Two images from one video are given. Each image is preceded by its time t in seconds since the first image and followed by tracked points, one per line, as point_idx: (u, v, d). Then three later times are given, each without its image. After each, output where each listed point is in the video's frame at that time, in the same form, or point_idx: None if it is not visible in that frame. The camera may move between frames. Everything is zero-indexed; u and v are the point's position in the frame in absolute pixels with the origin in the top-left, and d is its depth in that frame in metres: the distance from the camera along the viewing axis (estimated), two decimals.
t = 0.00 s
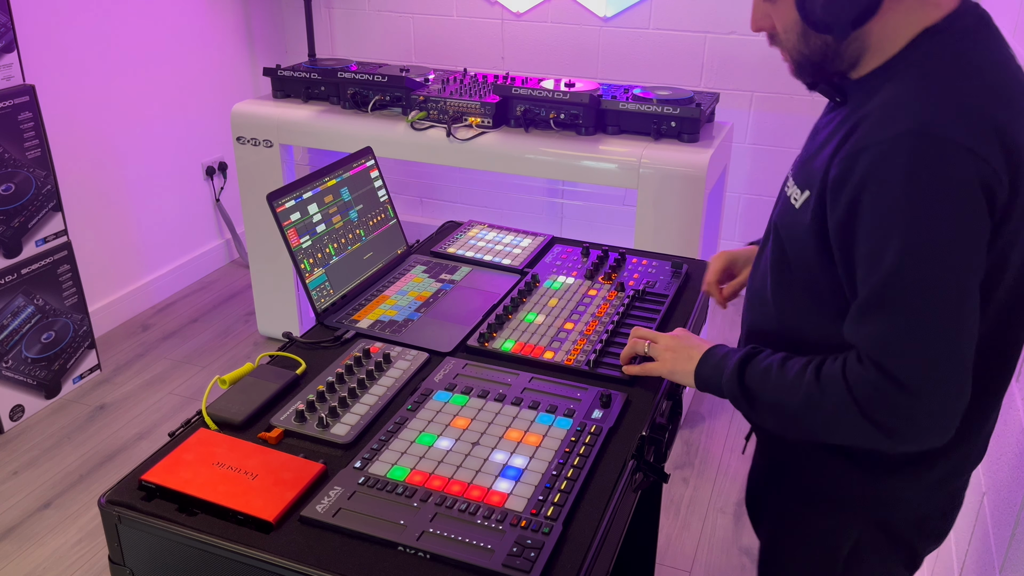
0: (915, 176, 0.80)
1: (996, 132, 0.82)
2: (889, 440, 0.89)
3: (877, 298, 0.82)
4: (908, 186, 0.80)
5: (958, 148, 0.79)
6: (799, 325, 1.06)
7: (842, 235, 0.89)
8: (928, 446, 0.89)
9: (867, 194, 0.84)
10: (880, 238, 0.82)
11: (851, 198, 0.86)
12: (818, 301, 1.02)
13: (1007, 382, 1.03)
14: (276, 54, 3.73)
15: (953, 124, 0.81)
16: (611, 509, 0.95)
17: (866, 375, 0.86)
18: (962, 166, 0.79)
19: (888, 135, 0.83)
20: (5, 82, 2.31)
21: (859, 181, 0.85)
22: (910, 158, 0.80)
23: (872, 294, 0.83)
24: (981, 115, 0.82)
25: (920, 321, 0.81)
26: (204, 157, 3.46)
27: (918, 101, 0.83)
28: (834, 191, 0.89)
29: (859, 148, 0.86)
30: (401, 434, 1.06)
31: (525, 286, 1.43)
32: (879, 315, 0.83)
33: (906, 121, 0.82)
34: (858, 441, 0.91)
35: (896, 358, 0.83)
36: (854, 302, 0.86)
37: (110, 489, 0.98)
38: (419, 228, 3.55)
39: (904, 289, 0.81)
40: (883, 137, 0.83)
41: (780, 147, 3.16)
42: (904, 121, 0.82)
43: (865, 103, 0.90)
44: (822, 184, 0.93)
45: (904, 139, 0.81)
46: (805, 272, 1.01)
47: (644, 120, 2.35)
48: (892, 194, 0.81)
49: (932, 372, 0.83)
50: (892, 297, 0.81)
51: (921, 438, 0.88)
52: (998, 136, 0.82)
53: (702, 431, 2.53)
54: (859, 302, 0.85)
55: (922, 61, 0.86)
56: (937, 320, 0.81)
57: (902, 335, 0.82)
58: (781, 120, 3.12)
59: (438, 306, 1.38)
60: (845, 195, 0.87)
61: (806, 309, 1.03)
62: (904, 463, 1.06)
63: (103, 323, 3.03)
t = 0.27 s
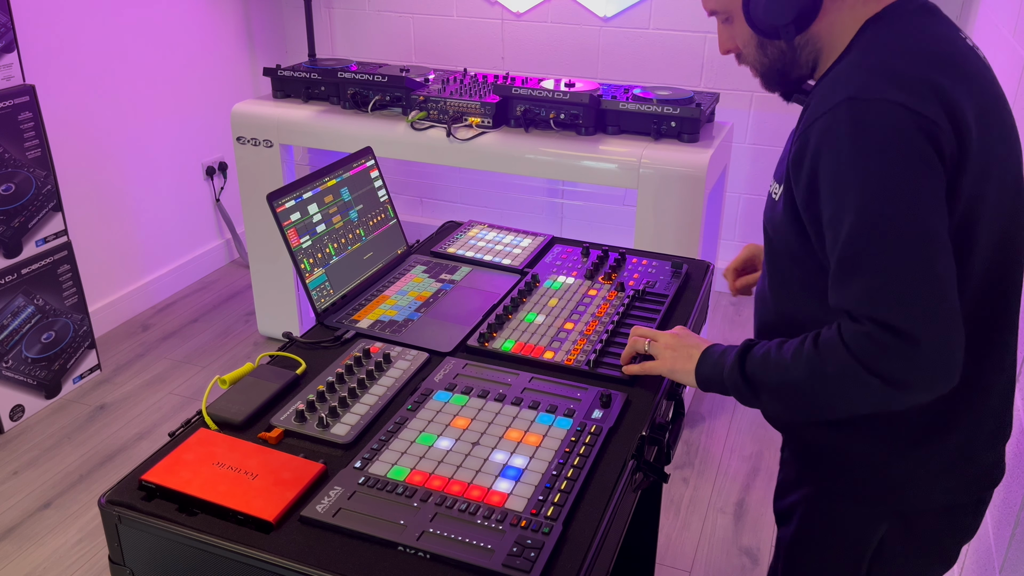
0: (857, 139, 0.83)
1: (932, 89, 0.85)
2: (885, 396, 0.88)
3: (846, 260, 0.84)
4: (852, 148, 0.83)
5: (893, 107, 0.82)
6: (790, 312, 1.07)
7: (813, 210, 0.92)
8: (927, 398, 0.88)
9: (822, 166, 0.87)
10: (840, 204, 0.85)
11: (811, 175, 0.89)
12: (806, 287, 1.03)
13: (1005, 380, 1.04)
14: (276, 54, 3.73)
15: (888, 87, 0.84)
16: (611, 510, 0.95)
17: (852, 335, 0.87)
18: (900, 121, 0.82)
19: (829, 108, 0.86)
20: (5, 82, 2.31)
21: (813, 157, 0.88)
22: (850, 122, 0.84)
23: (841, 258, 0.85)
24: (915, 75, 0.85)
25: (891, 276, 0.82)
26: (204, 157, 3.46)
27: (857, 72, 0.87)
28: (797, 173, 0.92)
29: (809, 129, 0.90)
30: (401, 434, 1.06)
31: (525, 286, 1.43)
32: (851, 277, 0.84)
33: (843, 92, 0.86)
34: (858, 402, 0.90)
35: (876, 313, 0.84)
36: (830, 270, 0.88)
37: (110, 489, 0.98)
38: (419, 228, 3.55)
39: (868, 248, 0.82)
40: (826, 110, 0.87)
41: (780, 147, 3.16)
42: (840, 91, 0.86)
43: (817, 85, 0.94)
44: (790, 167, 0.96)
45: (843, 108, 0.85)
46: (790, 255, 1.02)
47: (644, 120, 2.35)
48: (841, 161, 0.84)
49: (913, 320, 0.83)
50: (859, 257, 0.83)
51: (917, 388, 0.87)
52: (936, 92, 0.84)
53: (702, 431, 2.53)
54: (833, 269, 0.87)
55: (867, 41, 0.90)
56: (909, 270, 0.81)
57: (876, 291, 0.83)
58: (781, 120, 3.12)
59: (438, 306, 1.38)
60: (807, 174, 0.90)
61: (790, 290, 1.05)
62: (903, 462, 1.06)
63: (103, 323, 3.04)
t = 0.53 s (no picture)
0: (872, 111, 0.84)
1: (947, 67, 0.85)
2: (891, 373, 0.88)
3: (857, 233, 0.85)
4: (868, 121, 0.84)
5: (908, 80, 0.83)
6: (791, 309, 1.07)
7: (826, 186, 0.92)
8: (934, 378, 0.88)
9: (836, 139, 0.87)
10: (854, 177, 0.85)
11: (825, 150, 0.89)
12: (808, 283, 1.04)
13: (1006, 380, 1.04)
14: (276, 54, 3.73)
15: (904, 62, 0.84)
16: (610, 510, 0.95)
17: (861, 310, 0.87)
18: (914, 94, 0.82)
19: (845, 83, 0.87)
20: (5, 82, 2.31)
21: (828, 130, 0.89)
22: (866, 96, 0.84)
23: (853, 230, 0.85)
24: (930, 53, 0.85)
25: (901, 248, 0.82)
26: (204, 157, 3.46)
27: (875, 49, 0.88)
28: (811, 150, 0.93)
29: (824, 105, 0.90)
30: (401, 434, 1.06)
31: (525, 286, 1.43)
32: (862, 249, 0.85)
33: (861, 66, 0.86)
34: (865, 379, 0.90)
35: (885, 286, 0.84)
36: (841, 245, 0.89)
37: (110, 489, 0.98)
38: (420, 228, 3.55)
39: (880, 219, 0.83)
40: (842, 84, 0.87)
41: (780, 147, 3.16)
42: (857, 67, 0.87)
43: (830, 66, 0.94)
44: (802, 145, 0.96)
45: (860, 81, 0.85)
46: (792, 247, 1.03)
47: (644, 120, 2.35)
48: (856, 133, 0.85)
49: (922, 295, 0.83)
50: (871, 230, 0.83)
51: (924, 367, 0.87)
52: (950, 71, 0.85)
53: (702, 431, 2.53)
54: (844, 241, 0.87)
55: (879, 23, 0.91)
56: (919, 244, 0.82)
57: (885, 263, 0.83)
58: (781, 120, 3.12)
59: (438, 306, 1.38)
60: (821, 149, 0.91)
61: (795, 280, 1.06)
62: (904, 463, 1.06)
63: (104, 322, 3.04)
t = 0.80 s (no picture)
0: (915, 124, 0.82)
1: (985, 84, 0.85)
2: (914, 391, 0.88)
3: (892, 249, 0.83)
4: (908, 135, 0.82)
5: (952, 97, 0.82)
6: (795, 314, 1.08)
7: (852, 195, 0.91)
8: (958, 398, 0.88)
9: (872, 152, 0.86)
10: (890, 191, 0.84)
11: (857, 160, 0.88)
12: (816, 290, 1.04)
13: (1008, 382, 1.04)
14: (276, 54, 3.73)
15: (946, 77, 0.83)
16: (610, 510, 0.95)
17: (889, 327, 0.86)
18: (956, 111, 0.81)
19: (884, 95, 0.85)
20: (5, 82, 2.31)
21: (863, 142, 0.87)
22: (908, 109, 0.83)
23: (886, 245, 0.84)
24: (970, 70, 0.85)
25: (936, 268, 0.81)
26: (204, 157, 3.46)
27: (914, 61, 0.86)
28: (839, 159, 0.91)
29: (858, 114, 0.88)
30: (401, 434, 1.06)
31: (525, 286, 1.43)
32: (894, 265, 0.84)
33: (902, 79, 0.85)
34: (884, 398, 0.90)
35: (918, 305, 0.83)
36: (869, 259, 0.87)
37: (110, 489, 0.98)
38: (420, 228, 3.55)
39: (916, 236, 0.82)
40: (882, 96, 0.86)
41: (780, 147, 3.17)
42: (897, 79, 0.85)
43: (862, 75, 0.93)
44: (827, 152, 0.95)
45: (902, 93, 0.84)
46: (807, 254, 1.02)
47: (644, 120, 2.35)
48: (895, 147, 0.83)
49: (954, 316, 0.82)
50: (907, 246, 0.82)
51: (946, 389, 0.87)
52: (988, 89, 0.85)
53: (702, 431, 2.53)
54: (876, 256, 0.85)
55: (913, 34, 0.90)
56: (956, 264, 0.81)
57: (920, 283, 0.82)
58: (781, 120, 3.12)
59: (438, 306, 1.38)
60: (851, 159, 0.89)
61: (808, 290, 1.05)
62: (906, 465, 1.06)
63: (104, 322, 3.04)
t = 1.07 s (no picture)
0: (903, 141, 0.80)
1: (970, 91, 0.82)
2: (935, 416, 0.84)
3: (893, 270, 0.80)
4: (897, 153, 0.80)
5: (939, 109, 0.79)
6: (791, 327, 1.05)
7: (844, 216, 0.88)
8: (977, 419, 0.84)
9: (860, 171, 0.83)
10: (884, 211, 0.81)
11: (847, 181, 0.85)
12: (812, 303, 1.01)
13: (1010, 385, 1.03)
14: (276, 54, 3.72)
15: (929, 89, 0.81)
16: (610, 511, 0.95)
17: (897, 350, 0.83)
18: (942, 123, 0.79)
19: (868, 111, 0.83)
20: (4, 82, 2.31)
21: (850, 161, 0.84)
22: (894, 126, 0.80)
23: (887, 268, 0.81)
24: (955, 78, 0.82)
25: (940, 287, 0.78)
26: (204, 157, 3.46)
27: (895, 73, 0.84)
28: (828, 179, 0.88)
29: (843, 133, 0.86)
30: (401, 434, 1.06)
31: (525, 286, 1.43)
32: (899, 288, 0.80)
33: (885, 93, 0.83)
34: (907, 424, 0.86)
35: (925, 326, 0.80)
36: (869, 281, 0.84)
37: (110, 489, 0.98)
38: (420, 228, 3.55)
39: (918, 257, 0.79)
40: (866, 113, 0.83)
41: (780, 147, 3.17)
42: (879, 96, 0.83)
43: (843, 89, 0.91)
44: (816, 171, 0.92)
45: (886, 109, 0.81)
46: (801, 265, 1.00)
47: (644, 120, 2.35)
48: (885, 166, 0.81)
49: (966, 335, 0.79)
50: (908, 266, 0.79)
51: (971, 408, 0.83)
52: (973, 95, 0.82)
53: (702, 431, 2.53)
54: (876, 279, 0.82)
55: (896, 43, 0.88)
56: (960, 282, 0.78)
57: (925, 303, 0.79)
58: (781, 120, 3.12)
59: (438, 306, 1.38)
60: (840, 180, 0.86)
61: (802, 305, 1.02)
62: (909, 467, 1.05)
63: (104, 322, 3.04)
